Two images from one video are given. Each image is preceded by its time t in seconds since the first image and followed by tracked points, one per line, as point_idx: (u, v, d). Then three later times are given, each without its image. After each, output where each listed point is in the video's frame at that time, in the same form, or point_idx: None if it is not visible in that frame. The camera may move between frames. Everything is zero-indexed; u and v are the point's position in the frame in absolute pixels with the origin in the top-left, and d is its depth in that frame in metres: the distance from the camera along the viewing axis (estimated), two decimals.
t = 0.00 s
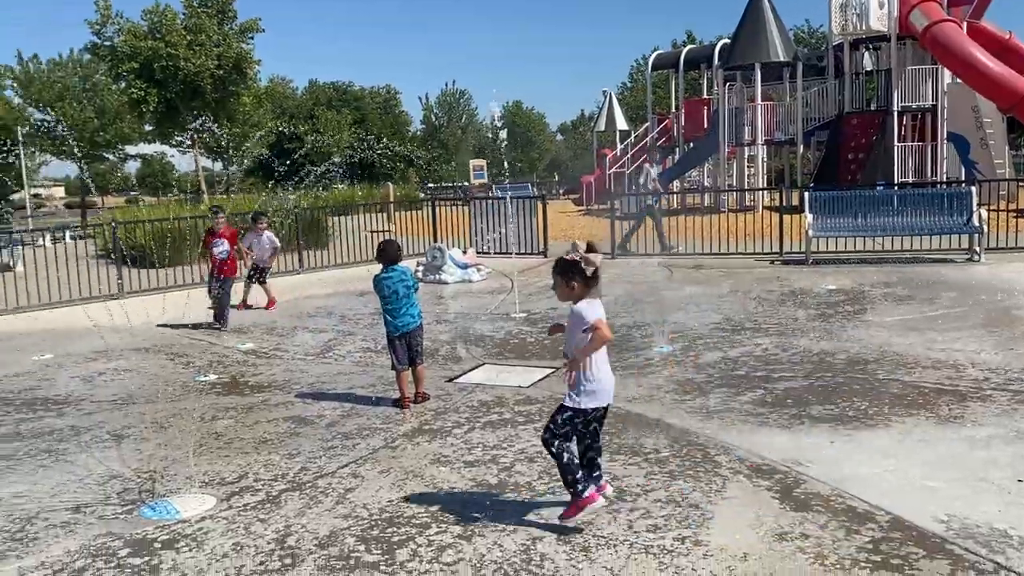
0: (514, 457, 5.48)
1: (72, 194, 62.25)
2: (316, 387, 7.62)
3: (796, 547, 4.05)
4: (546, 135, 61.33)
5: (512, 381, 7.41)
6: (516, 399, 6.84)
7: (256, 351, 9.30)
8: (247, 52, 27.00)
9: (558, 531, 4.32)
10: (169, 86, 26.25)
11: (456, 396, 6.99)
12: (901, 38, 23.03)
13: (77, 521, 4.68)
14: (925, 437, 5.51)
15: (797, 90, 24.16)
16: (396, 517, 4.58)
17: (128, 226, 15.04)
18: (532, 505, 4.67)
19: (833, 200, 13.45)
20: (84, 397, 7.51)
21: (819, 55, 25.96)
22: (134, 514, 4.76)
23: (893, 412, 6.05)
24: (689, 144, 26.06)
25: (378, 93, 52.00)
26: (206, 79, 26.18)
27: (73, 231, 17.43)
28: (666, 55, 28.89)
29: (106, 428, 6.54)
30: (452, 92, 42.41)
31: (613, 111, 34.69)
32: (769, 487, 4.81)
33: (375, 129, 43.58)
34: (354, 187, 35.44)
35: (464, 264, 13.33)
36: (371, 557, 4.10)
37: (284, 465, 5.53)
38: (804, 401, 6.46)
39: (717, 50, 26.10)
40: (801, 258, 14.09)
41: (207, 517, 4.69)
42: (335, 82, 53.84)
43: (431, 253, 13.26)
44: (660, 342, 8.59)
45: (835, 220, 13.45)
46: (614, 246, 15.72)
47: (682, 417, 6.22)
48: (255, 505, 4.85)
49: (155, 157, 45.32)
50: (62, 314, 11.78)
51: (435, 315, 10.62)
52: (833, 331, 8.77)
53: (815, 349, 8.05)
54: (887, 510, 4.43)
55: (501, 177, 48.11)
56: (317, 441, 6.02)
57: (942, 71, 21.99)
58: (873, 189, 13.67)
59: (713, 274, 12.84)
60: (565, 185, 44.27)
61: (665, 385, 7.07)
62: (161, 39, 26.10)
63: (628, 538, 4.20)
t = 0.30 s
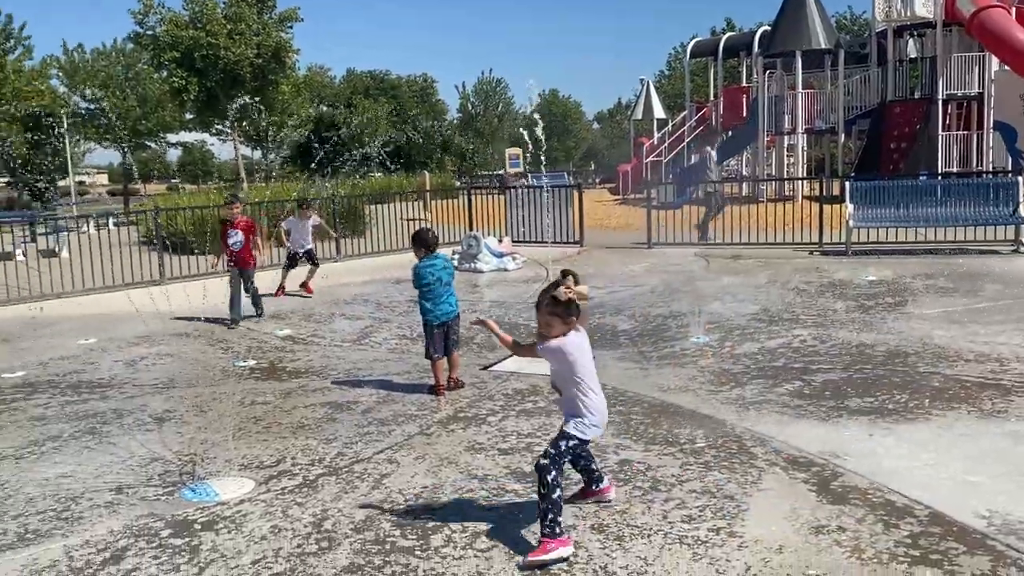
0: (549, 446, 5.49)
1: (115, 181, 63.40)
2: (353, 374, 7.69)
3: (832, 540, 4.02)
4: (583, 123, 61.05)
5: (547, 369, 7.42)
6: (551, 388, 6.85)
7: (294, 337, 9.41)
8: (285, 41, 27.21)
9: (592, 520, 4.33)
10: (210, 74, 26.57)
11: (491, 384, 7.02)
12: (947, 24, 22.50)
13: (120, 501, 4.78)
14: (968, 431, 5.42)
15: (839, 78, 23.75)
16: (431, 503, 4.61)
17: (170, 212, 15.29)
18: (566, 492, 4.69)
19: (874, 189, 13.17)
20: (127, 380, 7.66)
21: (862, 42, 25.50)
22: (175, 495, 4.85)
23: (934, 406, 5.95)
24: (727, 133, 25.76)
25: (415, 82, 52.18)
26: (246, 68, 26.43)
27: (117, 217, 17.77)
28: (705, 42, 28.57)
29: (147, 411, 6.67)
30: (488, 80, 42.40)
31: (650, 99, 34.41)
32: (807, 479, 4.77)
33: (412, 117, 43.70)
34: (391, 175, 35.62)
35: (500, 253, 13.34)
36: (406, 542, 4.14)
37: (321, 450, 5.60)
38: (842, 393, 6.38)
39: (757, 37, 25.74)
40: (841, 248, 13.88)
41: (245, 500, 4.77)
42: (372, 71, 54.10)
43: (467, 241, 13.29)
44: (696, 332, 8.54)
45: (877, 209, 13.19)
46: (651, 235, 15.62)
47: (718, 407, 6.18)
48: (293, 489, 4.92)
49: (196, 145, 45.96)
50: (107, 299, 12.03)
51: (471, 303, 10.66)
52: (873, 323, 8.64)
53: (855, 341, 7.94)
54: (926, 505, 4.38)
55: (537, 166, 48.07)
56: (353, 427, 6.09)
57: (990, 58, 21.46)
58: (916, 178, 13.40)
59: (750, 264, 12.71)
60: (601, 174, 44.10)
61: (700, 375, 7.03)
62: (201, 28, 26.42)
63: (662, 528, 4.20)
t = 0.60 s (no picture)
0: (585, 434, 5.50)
1: (161, 166, 64.63)
2: (391, 359, 7.77)
3: (871, 536, 3.97)
4: (624, 111, 60.61)
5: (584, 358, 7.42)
6: (588, 377, 6.84)
7: (334, 322, 9.52)
8: (328, 28, 27.40)
9: (627, 509, 4.33)
10: (255, 60, 26.89)
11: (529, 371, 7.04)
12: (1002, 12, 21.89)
13: (165, 480, 4.89)
14: (1014, 429, 5.31)
15: (887, 66, 23.27)
16: (466, 489, 4.65)
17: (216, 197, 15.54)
18: (602, 481, 4.69)
19: (920, 181, 12.89)
20: (171, 361, 7.82)
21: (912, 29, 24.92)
22: (217, 475, 4.94)
23: (979, 403, 5.83)
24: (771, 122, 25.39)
25: (456, 69, 52.25)
26: (289, 54, 26.67)
27: (163, 200, 18.10)
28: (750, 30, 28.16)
29: (191, 392, 6.80)
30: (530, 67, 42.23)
31: (693, 87, 34.04)
32: (846, 474, 4.71)
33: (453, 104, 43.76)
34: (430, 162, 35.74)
35: (538, 241, 13.34)
36: (441, 528, 4.17)
37: (359, 433, 5.67)
38: (885, 388, 6.29)
39: (804, 25, 25.31)
40: (885, 241, 13.64)
41: (285, 481, 4.85)
42: (414, 58, 54.27)
43: (506, 229, 13.30)
44: (736, 324, 8.47)
45: (923, 202, 12.91)
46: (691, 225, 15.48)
47: (757, 400, 6.14)
48: (331, 471, 4.99)
49: (240, 131, 46.56)
50: (153, 281, 12.27)
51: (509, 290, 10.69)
52: (918, 317, 8.48)
53: (898, 336, 7.80)
54: (968, 502, 4.31)
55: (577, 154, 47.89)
56: (391, 411, 6.14)
57: None
58: (965, 170, 13.08)
59: (792, 256, 12.56)
60: (642, 164, 43.77)
61: (740, 367, 6.97)
62: (247, 14, 26.71)
63: (698, 519, 4.18)
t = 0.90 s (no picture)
0: (650, 419, 5.49)
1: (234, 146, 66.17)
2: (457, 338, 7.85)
3: (944, 532, 3.89)
4: (694, 97, 59.67)
5: (650, 344, 7.38)
6: (654, 362, 6.81)
7: (401, 301, 9.65)
8: (400, 11, 27.59)
9: (693, 494, 4.31)
10: (328, 43, 27.26)
11: (593, 355, 7.05)
12: None
13: (241, 447, 5.05)
14: None
15: (971, 53, 22.43)
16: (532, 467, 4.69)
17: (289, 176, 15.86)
18: (667, 466, 4.68)
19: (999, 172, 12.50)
20: (245, 334, 8.04)
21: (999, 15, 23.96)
22: (291, 444, 5.09)
23: None
24: (847, 110, 24.73)
25: (525, 53, 52.13)
26: (362, 37, 26.95)
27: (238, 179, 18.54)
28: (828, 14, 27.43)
29: (265, 364, 7.00)
30: (599, 52, 41.87)
31: (766, 72, 33.35)
32: (918, 468, 4.62)
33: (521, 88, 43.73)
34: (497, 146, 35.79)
35: (604, 227, 13.29)
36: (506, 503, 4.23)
37: (427, 410, 5.76)
38: (961, 383, 6.12)
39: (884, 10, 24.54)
40: (964, 233, 13.21)
41: (355, 452, 4.97)
42: (483, 42, 54.31)
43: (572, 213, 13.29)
44: (806, 314, 8.33)
45: (1005, 193, 12.48)
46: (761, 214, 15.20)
47: (827, 391, 6.04)
48: (400, 445, 5.09)
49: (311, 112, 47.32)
50: (229, 257, 12.61)
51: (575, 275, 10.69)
52: (997, 312, 8.21)
53: (976, 331, 7.57)
54: None
55: (645, 140, 47.41)
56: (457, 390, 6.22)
57: None
58: None
59: (865, 247, 12.26)
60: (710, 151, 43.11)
61: (809, 358, 6.86)
62: None
63: (765, 507, 4.15)
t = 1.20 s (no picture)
0: (749, 403, 5.40)
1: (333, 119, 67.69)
2: (552, 316, 7.88)
3: None
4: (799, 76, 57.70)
5: (749, 328, 7.25)
6: (754, 347, 6.68)
7: (497, 277, 9.72)
8: None
9: (793, 480, 4.23)
10: (427, 20, 27.47)
11: (690, 337, 6.97)
12: None
13: (344, 411, 5.21)
14: None
15: None
16: (627, 445, 4.68)
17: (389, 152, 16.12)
18: (766, 451, 4.60)
19: None
20: (346, 304, 8.26)
21: None
22: (391, 411, 5.21)
23: None
24: (964, 91, 23.53)
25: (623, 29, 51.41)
26: (461, 14, 27.05)
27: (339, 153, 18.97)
28: None
29: (365, 333, 7.18)
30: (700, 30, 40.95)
31: (877, 51, 32.00)
32: None
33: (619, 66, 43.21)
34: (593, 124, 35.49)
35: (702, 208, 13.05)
36: (602, 479, 4.24)
37: (521, 384, 5.80)
38: None
39: None
40: None
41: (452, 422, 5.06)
42: (581, 18, 53.79)
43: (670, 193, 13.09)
44: (915, 303, 8.02)
45: None
46: (868, 198, 14.67)
47: (937, 383, 5.82)
48: (496, 417, 5.15)
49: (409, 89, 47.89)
50: (331, 229, 12.95)
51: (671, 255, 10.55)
52: None
53: None
54: None
55: (745, 120, 46.22)
56: (552, 365, 6.25)
57: None
58: None
59: (980, 234, 11.68)
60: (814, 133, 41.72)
61: (918, 348, 6.61)
62: None
63: (869, 497, 4.04)
